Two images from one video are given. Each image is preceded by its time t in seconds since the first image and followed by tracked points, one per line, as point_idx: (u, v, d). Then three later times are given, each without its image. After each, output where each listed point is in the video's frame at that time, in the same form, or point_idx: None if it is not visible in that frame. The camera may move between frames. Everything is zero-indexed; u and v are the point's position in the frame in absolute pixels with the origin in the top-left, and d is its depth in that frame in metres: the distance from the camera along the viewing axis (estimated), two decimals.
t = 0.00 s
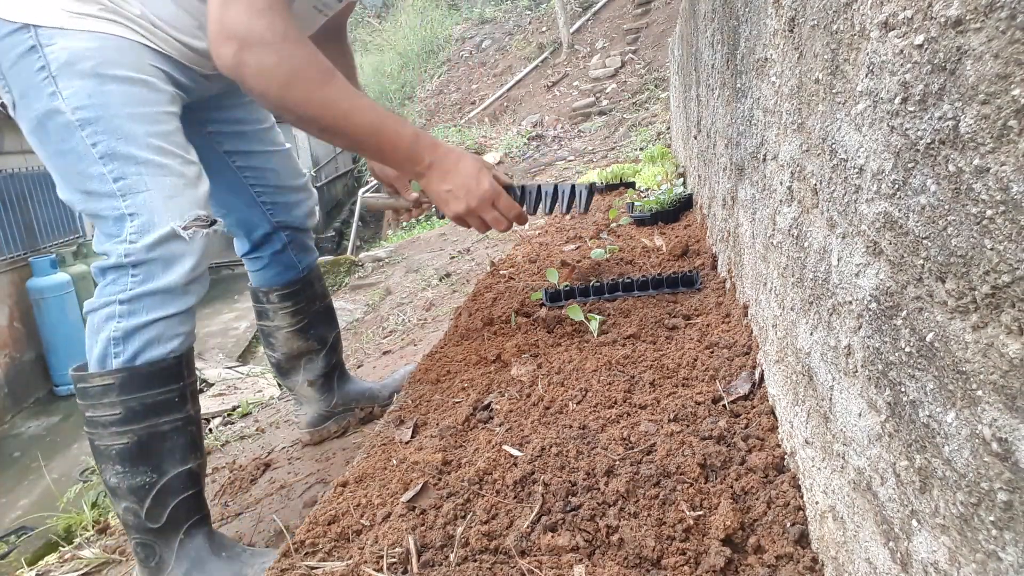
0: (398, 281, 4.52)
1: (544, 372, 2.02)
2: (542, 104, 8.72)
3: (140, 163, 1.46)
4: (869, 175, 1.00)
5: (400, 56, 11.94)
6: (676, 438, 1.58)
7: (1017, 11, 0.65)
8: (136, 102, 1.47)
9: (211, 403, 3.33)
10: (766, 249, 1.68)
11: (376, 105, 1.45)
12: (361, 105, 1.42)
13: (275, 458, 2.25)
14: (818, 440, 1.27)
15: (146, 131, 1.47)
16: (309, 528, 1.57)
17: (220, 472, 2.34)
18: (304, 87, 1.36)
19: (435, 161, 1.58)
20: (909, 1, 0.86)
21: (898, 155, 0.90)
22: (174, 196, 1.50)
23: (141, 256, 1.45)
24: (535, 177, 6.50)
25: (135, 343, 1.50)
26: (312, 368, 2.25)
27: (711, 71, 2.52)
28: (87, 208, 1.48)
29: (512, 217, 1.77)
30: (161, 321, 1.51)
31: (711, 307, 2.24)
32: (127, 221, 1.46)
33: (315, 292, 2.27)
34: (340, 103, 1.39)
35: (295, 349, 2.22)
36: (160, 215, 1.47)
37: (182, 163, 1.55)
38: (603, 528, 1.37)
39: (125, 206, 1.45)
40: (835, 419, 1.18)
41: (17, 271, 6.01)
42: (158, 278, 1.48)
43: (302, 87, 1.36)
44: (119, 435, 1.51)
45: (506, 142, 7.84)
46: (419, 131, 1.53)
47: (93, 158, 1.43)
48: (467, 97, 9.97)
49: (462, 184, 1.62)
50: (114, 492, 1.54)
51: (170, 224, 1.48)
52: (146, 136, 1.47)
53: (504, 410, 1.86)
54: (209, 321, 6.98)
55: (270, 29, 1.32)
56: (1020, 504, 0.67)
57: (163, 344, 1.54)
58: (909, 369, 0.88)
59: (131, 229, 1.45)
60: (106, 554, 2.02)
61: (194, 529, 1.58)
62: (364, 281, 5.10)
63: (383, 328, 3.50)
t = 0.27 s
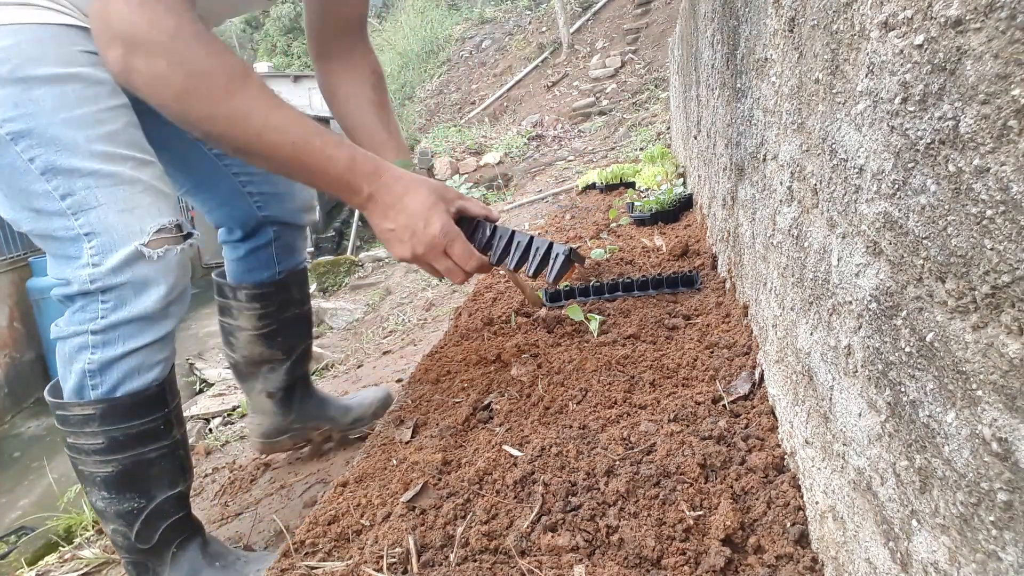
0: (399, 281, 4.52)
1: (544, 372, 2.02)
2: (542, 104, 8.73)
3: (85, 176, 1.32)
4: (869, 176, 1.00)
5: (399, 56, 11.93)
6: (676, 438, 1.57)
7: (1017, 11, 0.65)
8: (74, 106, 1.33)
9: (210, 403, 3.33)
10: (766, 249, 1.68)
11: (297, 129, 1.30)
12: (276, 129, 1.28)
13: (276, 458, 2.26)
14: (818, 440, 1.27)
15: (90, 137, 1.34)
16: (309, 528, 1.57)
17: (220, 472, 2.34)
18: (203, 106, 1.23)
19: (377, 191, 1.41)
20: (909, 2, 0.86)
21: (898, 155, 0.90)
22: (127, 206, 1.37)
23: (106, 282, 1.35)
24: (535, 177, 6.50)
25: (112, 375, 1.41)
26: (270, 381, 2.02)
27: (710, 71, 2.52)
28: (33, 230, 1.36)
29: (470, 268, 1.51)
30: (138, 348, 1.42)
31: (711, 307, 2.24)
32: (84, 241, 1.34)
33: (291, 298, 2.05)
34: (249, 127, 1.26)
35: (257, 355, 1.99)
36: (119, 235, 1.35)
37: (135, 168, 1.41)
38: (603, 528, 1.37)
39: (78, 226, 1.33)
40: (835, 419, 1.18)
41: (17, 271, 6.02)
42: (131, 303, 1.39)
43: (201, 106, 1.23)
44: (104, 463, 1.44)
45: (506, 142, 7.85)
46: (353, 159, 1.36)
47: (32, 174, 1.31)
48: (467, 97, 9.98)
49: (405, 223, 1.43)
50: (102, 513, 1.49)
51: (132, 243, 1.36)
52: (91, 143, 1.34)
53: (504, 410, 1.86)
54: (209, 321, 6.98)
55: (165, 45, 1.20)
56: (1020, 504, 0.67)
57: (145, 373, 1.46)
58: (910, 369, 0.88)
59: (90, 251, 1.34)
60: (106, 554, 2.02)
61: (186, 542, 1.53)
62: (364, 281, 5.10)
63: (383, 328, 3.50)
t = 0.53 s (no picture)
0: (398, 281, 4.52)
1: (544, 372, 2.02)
2: (542, 104, 8.73)
3: (37, 187, 1.31)
4: (870, 175, 1.00)
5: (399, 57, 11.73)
6: (676, 438, 1.57)
7: (1016, 11, 0.65)
8: (29, 117, 1.32)
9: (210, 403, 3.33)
10: (766, 249, 1.68)
11: (235, 181, 1.14)
12: (207, 185, 1.13)
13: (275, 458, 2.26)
14: (818, 440, 1.27)
15: (45, 147, 1.31)
16: (309, 528, 1.58)
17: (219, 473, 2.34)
18: (134, 162, 1.12)
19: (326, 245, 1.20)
20: (909, 1, 0.86)
21: (898, 155, 0.90)
22: (84, 216, 1.33)
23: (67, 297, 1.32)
24: (535, 177, 6.49)
25: (86, 392, 1.38)
26: (208, 428, 1.90)
27: (710, 71, 2.52)
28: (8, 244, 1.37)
29: (417, 325, 1.19)
30: (107, 365, 1.38)
31: (711, 307, 2.24)
32: (46, 254, 1.33)
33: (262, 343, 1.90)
34: (183, 182, 1.13)
35: (205, 394, 1.88)
36: (76, 246, 1.32)
37: (94, 177, 1.35)
38: (603, 528, 1.36)
39: (38, 239, 1.32)
40: (835, 419, 1.18)
41: (17, 272, 5.86)
42: (96, 319, 1.35)
43: (133, 160, 1.12)
44: (87, 475, 1.43)
45: (506, 142, 7.85)
46: (295, 210, 1.17)
47: None
48: (467, 97, 9.98)
49: (354, 273, 1.17)
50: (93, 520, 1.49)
51: (88, 256, 1.31)
52: (45, 153, 1.31)
53: (504, 410, 1.86)
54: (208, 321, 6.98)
55: (92, 95, 1.08)
56: (1020, 504, 0.67)
57: (118, 390, 1.41)
58: (910, 369, 0.88)
59: (52, 264, 1.32)
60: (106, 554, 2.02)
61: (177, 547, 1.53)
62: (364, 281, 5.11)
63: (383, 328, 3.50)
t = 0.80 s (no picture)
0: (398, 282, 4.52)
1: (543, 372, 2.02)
2: (542, 104, 8.73)
3: (62, 207, 1.28)
4: (869, 176, 1.00)
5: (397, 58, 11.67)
6: (676, 438, 1.57)
7: (1017, 11, 0.65)
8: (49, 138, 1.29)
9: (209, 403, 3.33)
10: (766, 249, 1.68)
11: (251, 237, 1.15)
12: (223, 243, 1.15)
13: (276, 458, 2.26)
14: (818, 441, 1.27)
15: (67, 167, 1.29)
16: (309, 529, 1.57)
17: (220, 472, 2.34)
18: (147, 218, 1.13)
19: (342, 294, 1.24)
20: (909, 2, 0.86)
21: (898, 155, 0.90)
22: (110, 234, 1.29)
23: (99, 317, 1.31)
24: (535, 177, 6.50)
25: (121, 408, 1.38)
26: (225, 418, 1.95)
27: (710, 70, 2.52)
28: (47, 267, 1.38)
29: (424, 372, 1.17)
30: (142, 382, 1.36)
31: (711, 307, 2.24)
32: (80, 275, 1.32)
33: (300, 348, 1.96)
34: (196, 239, 1.14)
35: (232, 385, 1.93)
36: (105, 265, 1.29)
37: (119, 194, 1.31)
38: (603, 528, 1.36)
39: (69, 260, 1.31)
40: (835, 419, 1.18)
41: (18, 272, 5.90)
42: (131, 337, 1.33)
43: (145, 215, 1.13)
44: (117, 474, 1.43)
45: (506, 142, 7.85)
46: (314, 263, 1.21)
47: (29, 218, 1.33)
48: (467, 97, 9.98)
49: (362, 323, 1.19)
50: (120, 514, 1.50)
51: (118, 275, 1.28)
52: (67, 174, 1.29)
53: (505, 410, 1.86)
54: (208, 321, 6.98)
55: (105, 156, 1.07)
56: (1019, 504, 0.67)
57: (155, 406, 1.39)
58: (909, 369, 0.88)
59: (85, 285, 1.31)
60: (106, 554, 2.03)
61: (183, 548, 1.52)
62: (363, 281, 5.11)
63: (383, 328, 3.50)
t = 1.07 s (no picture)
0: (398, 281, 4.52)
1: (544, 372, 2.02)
2: (542, 104, 8.73)
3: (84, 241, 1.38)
4: (869, 176, 1.00)
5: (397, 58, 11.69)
6: (676, 438, 1.57)
7: (1017, 11, 0.65)
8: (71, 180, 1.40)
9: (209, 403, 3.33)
10: (766, 249, 1.68)
11: (290, 254, 1.24)
12: (261, 260, 1.23)
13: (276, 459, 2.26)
14: (818, 441, 1.27)
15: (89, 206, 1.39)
16: (309, 529, 1.58)
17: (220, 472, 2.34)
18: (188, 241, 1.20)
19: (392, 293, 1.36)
20: (910, 1, 0.86)
21: (898, 155, 0.90)
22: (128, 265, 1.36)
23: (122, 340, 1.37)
24: (535, 177, 6.50)
25: (145, 422, 1.44)
26: (250, 406, 1.99)
27: (710, 70, 2.52)
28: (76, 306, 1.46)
29: (513, 345, 1.38)
30: (163, 400, 1.42)
31: (711, 307, 2.24)
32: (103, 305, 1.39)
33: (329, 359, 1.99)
34: (234, 262, 1.22)
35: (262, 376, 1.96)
36: (125, 294, 1.36)
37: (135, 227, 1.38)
38: (603, 528, 1.36)
39: (92, 291, 1.39)
40: (835, 419, 1.18)
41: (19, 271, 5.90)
42: (151, 360, 1.39)
43: (183, 243, 1.20)
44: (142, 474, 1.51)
45: (506, 142, 7.85)
46: (357, 268, 1.31)
47: (55, 257, 1.42)
48: (467, 98, 9.98)
49: (430, 316, 1.37)
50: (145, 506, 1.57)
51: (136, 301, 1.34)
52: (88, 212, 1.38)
53: (504, 411, 1.86)
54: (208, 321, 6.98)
55: (138, 188, 1.13)
56: (1020, 504, 0.67)
57: (175, 423, 1.45)
58: (909, 368, 0.88)
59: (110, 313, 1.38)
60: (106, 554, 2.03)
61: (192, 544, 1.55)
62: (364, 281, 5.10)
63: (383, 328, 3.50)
